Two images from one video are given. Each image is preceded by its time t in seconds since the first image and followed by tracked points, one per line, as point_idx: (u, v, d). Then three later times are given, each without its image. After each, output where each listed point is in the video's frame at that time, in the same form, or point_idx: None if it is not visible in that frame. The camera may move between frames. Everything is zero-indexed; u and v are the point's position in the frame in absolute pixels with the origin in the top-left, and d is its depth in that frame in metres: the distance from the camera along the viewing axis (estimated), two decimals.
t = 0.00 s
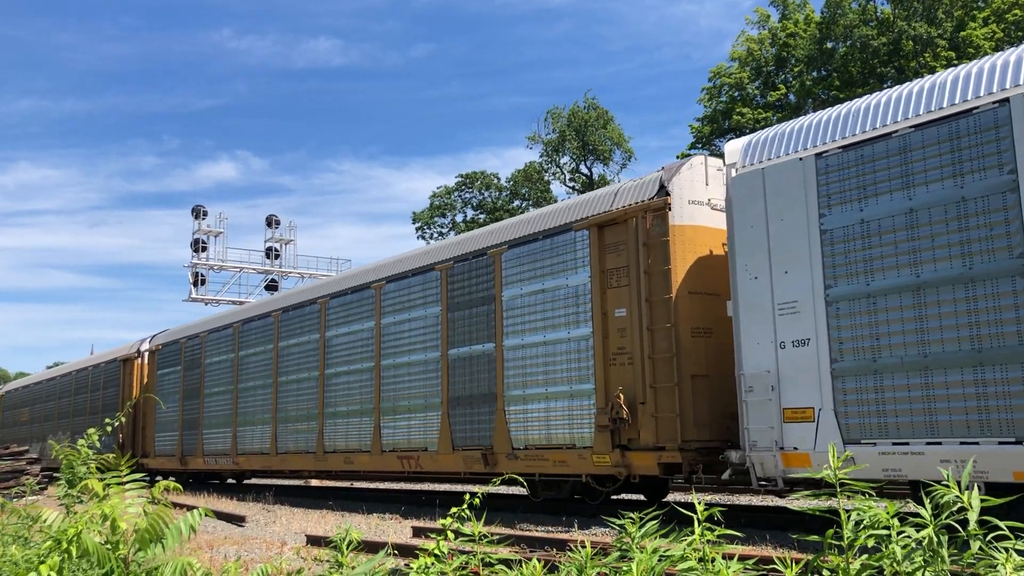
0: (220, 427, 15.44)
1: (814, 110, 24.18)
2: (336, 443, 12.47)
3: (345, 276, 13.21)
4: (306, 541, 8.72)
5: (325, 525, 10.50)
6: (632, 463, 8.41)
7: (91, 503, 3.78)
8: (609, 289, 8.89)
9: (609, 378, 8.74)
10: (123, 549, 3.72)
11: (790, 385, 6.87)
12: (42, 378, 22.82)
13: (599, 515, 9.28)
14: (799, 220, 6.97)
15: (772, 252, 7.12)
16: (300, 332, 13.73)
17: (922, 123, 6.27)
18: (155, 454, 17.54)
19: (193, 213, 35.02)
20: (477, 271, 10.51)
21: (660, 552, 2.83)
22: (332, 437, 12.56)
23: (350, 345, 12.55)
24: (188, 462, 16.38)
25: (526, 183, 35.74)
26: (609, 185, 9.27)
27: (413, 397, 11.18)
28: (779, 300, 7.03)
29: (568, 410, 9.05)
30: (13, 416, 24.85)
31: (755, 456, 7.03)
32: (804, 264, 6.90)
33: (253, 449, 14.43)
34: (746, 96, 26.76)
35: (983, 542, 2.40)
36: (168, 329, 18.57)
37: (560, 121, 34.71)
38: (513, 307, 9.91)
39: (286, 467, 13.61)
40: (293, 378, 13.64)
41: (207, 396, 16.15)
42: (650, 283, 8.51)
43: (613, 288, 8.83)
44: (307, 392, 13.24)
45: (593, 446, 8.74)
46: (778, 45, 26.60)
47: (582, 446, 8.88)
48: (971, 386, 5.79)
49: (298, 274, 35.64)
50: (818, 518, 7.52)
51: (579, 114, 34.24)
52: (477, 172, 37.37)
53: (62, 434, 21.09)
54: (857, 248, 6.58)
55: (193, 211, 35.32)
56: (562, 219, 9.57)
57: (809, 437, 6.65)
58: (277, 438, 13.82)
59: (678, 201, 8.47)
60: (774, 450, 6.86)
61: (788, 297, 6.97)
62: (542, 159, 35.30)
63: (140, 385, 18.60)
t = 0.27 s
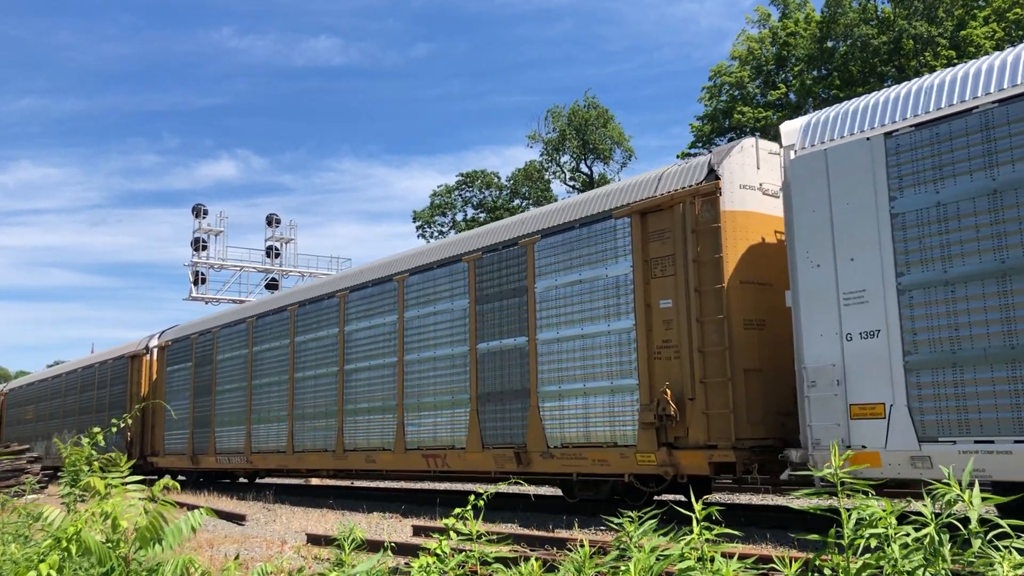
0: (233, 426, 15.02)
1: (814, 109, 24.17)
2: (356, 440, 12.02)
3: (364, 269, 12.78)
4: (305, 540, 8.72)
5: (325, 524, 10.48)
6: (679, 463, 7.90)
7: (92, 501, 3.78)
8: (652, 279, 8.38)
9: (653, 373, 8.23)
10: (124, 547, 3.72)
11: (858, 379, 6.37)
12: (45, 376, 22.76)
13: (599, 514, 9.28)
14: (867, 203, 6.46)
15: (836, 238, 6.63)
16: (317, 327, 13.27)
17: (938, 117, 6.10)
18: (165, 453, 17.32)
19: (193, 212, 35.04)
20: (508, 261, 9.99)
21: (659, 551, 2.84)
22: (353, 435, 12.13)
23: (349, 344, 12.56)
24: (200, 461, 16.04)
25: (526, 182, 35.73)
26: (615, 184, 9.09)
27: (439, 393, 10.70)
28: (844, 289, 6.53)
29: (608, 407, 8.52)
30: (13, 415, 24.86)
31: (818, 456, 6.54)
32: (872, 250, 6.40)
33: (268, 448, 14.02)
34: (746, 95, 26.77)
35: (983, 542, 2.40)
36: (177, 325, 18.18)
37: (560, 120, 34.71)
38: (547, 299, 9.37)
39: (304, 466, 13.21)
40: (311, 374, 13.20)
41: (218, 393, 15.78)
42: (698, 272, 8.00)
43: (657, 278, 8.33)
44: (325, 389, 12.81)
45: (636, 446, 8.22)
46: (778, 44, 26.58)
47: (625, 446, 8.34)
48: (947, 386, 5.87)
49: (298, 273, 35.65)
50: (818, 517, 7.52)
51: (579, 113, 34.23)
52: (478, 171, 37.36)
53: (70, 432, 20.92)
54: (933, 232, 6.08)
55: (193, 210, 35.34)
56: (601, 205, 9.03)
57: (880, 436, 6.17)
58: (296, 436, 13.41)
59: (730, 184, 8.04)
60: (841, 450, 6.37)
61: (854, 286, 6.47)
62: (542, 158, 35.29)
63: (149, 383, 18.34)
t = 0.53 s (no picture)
0: (247, 422, 14.63)
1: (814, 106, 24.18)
2: (378, 437, 11.63)
3: (382, 260, 12.39)
4: (305, 538, 8.72)
5: (325, 522, 10.48)
6: (732, 461, 7.38)
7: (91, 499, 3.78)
8: (700, 267, 7.84)
9: (702, 366, 7.70)
10: (123, 545, 3.72)
11: (932, 370, 5.93)
12: (47, 373, 22.70)
13: (599, 511, 9.29)
14: (943, 183, 6.01)
15: (908, 219, 6.17)
16: (336, 319, 12.87)
17: (1004, 95, 5.78)
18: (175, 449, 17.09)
19: (193, 210, 35.05)
20: (541, 249, 9.47)
21: (659, 548, 2.84)
22: (374, 431, 11.74)
23: (349, 341, 12.56)
24: (213, 458, 15.71)
25: (526, 180, 35.71)
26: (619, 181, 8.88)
27: (465, 388, 10.24)
28: (917, 275, 6.08)
29: (651, 402, 8.04)
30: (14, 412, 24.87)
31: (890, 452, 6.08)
32: (948, 233, 5.96)
33: (284, 445, 13.64)
34: (745, 92, 26.77)
35: (984, 540, 2.39)
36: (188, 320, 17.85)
37: (559, 117, 34.69)
38: (585, 289, 8.87)
39: (321, 463, 12.79)
40: (330, 369, 12.79)
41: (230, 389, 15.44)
42: (752, 258, 7.42)
43: (706, 266, 7.80)
44: (344, 384, 12.43)
45: (684, 444, 7.71)
46: (778, 41, 26.56)
47: (671, 442, 7.87)
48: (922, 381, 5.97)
49: (298, 270, 35.65)
50: (817, 514, 7.53)
51: (578, 111, 34.20)
52: (477, 169, 37.33)
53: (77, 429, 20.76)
54: (1017, 211, 5.63)
55: (192, 207, 35.35)
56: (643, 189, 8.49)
57: (959, 431, 5.72)
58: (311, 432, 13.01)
59: (786, 165, 7.34)
60: (914, 446, 5.92)
61: (928, 272, 6.03)
62: (542, 155, 35.26)
63: (158, 378, 18.09)
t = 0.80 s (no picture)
0: (262, 419, 14.11)
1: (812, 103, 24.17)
2: (401, 433, 11.07)
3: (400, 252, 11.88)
4: (304, 536, 8.70)
5: (323, 520, 10.44)
6: (790, 460, 6.80)
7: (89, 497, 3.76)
8: (754, 252, 7.27)
9: (756, 358, 7.14)
10: (121, 544, 3.70)
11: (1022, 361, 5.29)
12: (52, 371, 22.52)
13: (598, 509, 9.28)
14: None
15: (988, 198, 5.53)
16: (355, 312, 12.35)
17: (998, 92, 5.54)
18: (184, 447, 16.72)
19: (192, 208, 35.05)
20: (576, 237, 8.87)
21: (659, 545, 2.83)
22: (396, 427, 11.19)
23: (345, 339, 12.51)
24: (225, 456, 15.22)
25: (525, 177, 35.66)
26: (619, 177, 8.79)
27: (494, 382, 9.67)
28: (1002, 257, 5.43)
29: (700, 397, 7.49)
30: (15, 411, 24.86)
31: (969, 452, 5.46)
32: None
33: (301, 442, 13.13)
34: (744, 90, 26.76)
35: (986, 537, 2.39)
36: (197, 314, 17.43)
37: (558, 115, 34.66)
38: (625, 278, 8.30)
39: (340, 461, 12.24)
40: (348, 363, 12.24)
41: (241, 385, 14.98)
42: (813, 242, 6.84)
43: (759, 250, 7.22)
44: (364, 378, 11.87)
45: (736, 441, 7.17)
46: (777, 38, 26.51)
47: (723, 440, 7.31)
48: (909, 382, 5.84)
49: (297, 268, 35.64)
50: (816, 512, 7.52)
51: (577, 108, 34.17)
52: (475, 167, 37.31)
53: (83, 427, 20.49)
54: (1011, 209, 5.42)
55: (192, 206, 35.37)
56: (688, 170, 7.90)
57: None
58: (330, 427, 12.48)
59: (847, 145, 6.79)
60: (997, 443, 5.31)
61: (1015, 253, 5.37)
62: (541, 153, 35.23)
63: (166, 375, 17.73)
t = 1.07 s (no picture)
0: (278, 417, 13.80)
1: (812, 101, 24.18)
2: (426, 430, 10.83)
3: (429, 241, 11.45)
4: (305, 533, 8.74)
5: (324, 517, 10.47)
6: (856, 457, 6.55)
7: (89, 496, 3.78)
8: (814, 238, 7.02)
9: (818, 351, 6.88)
10: (122, 541, 3.72)
11: None
12: (56, 367, 22.31)
13: (598, 505, 9.33)
14: None
15: None
16: (376, 305, 12.05)
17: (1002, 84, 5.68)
18: (194, 444, 16.46)
19: (192, 206, 35.05)
20: (616, 224, 8.70)
21: (658, 542, 2.84)
22: (421, 424, 10.94)
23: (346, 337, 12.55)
24: (239, 454, 14.91)
25: (525, 175, 35.68)
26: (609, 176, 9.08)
27: (527, 376, 9.48)
28: None
29: (755, 391, 7.23)
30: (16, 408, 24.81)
31: None
32: None
33: (319, 440, 12.84)
34: (743, 87, 26.77)
35: (985, 535, 2.40)
36: (208, 309, 17.12)
37: (557, 113, 34.66)
38: (670, 267, 8.08)
39: (361, 458, 11.92)
40: (369, 358, 11.97)
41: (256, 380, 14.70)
42: (881, 226, 6.61)
43: (821, 237, 6.97)
44: (386, 374, 11.60)
45: (796, 438, 6.89)
46: (776, 36, 26.48)
47: (781, 436, 7.05)
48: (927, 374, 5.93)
49: (297, 266, 35.65)
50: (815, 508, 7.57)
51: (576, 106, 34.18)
52: (474, 165, 37.32)
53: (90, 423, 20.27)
54: None
55: (191, 204, 35.35)
56: (745, 151, 7.61)
57: None
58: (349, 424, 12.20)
59: (919, 124, 6.68)
60: None
61: None
62: (541, 151, 35.24)
63: (176, 371, 17.46)
